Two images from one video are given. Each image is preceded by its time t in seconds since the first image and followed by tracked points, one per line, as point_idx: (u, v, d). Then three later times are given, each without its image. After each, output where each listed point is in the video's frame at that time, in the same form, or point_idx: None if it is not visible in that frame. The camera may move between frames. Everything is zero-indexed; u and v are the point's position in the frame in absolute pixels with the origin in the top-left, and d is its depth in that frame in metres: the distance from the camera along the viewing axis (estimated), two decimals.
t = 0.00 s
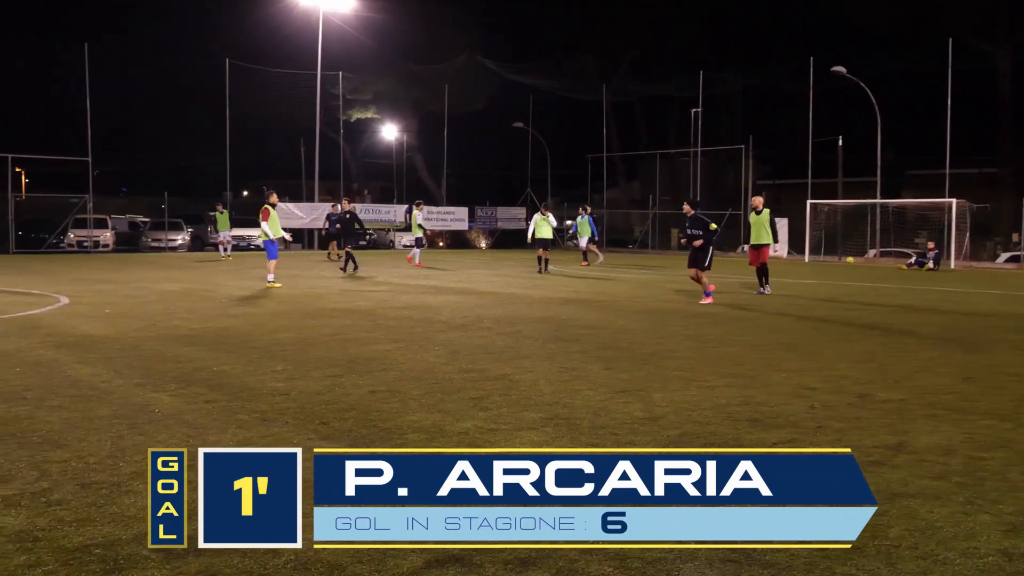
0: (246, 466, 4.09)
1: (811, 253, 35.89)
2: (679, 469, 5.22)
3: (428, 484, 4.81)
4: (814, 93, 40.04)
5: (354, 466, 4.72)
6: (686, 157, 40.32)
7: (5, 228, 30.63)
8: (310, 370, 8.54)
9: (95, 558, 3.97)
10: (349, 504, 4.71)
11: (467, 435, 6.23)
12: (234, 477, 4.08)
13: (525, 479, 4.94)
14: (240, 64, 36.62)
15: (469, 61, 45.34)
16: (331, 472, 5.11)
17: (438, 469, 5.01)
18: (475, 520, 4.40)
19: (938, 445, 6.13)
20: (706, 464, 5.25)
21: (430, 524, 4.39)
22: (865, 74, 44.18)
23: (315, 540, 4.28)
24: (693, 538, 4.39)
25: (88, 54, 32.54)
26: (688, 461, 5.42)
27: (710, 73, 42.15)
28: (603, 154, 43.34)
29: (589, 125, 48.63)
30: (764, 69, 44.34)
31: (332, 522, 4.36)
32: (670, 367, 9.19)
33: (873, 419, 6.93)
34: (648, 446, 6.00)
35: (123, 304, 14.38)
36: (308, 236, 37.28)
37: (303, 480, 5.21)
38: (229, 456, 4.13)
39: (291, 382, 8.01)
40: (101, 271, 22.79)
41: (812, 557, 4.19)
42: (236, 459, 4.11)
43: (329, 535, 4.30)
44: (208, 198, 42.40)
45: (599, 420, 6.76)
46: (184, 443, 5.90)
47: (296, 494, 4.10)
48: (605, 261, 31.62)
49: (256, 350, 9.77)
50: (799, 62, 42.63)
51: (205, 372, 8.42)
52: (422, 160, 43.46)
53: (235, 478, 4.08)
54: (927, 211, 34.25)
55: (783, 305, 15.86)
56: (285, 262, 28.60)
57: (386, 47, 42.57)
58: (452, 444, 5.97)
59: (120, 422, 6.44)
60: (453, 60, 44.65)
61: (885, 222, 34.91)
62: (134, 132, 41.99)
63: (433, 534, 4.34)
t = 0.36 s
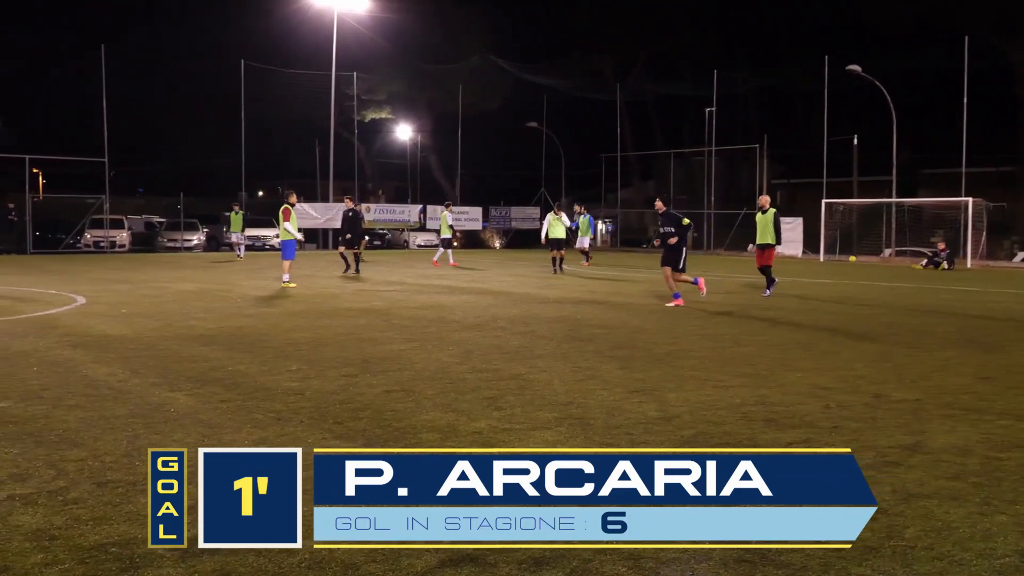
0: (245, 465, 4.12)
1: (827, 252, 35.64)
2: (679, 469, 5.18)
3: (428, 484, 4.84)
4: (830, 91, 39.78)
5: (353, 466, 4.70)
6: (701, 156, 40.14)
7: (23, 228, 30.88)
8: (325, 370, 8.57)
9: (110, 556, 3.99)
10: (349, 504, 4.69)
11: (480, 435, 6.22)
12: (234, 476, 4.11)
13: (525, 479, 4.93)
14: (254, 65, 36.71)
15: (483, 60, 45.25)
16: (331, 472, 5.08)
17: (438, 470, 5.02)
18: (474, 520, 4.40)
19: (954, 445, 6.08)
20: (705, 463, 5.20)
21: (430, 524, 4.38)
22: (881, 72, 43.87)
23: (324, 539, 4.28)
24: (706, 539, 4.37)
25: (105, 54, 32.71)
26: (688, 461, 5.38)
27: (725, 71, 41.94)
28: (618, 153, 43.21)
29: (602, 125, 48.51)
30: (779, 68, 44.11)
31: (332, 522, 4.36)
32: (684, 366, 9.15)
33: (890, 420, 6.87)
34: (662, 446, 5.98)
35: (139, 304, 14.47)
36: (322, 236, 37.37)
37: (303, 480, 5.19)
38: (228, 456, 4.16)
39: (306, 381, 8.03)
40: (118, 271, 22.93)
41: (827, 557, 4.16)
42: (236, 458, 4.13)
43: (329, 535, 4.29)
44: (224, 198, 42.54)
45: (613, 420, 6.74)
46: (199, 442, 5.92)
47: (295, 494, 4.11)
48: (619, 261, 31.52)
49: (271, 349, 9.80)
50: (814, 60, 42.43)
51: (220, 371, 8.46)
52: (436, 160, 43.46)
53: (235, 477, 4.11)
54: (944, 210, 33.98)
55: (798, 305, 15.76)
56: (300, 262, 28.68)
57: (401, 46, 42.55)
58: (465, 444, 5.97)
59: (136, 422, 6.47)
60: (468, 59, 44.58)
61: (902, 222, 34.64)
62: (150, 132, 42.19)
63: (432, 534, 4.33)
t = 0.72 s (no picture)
0: (246, 466, 4.15)
1: (839, 252, 35.45)
2: (684, 470, 5.16)
3: (428, 484, 4.85)
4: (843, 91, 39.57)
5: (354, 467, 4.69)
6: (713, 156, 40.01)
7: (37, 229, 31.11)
8: (336, 370, 8.58)
9: (123, 555, 4.01)
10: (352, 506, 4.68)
11: (491, 435, 6.22)
12: (235, 477, 4.13)
13: (528, 479, 4.93)
14: (266, 65, 36.69)
15: (495, 60, 45.34)
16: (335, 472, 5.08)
17: (439, 470, 5.04)
18: (476, 521, 4.40)
19: (967, 445, 6.04)
20: (707, 464, 5.21)
21: (433, 525, 4.38)
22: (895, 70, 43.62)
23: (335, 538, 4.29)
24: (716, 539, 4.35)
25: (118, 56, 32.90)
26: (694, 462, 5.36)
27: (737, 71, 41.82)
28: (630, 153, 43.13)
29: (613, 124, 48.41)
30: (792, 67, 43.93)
31: (332, 522, 4.37)
32: (696, 366, 9.13)
33: (902, 419, 6.86)
34: (673, 447, 5.96)
35: (152, 304, 14.54)
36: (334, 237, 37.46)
37: (310, 479, 5.20)
38: (230, 456, 4.17)
39: (318, 381, 8.06)
40: (131, 271, 23.08)
41: (838, 557, 4.14)
42: (239, 459, 4.16)
43: (334, 535, 4.30)
44: (237, 198, 42.79)
45: (625, 420, 6.73)
46: (211, 442, 5.95)
47: (296, 494, 4.13)
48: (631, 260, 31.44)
49: (283, 349, 9.84)
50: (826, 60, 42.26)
51: (233, 371, 8.50)
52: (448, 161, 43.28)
53: (235, 478, 4.13)
54: (958, 209, 33.74)
55: (812, 304, 15.68)
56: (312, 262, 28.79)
57: (413, 47, 42.58)
58: (478, 444, 5.97)
59: (148, 421, 6.51)
60: (479, 59, 44.62)
61: (916, 221, 34.44)
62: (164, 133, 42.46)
63: (432, 534, 4.33)
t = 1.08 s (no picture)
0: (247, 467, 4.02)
1: (850, 252, 35.31)
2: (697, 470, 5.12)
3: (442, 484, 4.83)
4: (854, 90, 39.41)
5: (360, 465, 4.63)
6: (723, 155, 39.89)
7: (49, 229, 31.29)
8: (347, 370, 8.60)
9: (134, 555, 4.02)
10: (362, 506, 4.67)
11: (502, 434, 6.22)
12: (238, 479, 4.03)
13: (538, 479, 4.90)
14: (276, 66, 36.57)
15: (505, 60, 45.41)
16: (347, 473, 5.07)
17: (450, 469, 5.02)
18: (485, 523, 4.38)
19: (979, 446, 6.00)
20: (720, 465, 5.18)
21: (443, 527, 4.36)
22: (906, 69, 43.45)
23: (346, 537, 4.27)
24: (728, 538, 4.33)
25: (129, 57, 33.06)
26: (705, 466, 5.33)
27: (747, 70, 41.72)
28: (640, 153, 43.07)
29: (623, 124, 48.29)
30: (802, 66, 43.76)
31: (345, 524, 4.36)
32: (707, 367, 9.11)
33: (913, 419, 6.84)
34: (684, 447, 5.94)
35: (163, 304, 14.60)
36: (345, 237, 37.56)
37: (320, 478, 5.19)
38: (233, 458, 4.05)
39: (328, 381, 8.08)
40: (143, 271, 23.20)
41: (851, 558, 4.10)
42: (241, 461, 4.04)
43: (345, 536, 4.29)
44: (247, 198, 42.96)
45: (635, 420, 6.72)
46: (222, 442, 5.96)
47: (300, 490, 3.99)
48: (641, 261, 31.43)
49: (293, 349, 9.87)
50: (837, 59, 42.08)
51: (245, 371, 8.53)
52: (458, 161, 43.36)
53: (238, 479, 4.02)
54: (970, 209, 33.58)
55: (822, 304, 15.65)
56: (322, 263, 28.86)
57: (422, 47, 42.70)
58: (489, 443, 5.97)
59: (159, 420, 6.53)
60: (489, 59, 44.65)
61: (927, 221, 34.29)
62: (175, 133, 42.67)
63: (445, 536, 4.32)
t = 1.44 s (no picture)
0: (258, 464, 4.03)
1: (863, 252, 35.14)
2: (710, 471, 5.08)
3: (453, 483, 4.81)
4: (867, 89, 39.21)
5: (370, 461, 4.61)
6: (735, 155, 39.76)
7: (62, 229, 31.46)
8: (358, 370, 8.61)
9: (148, 553, 4.04)
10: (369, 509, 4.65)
11: (513, 435, 6.21)
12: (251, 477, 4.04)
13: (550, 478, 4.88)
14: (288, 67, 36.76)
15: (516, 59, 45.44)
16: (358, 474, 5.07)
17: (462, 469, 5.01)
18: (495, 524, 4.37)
19: (994, 447, 5.95)
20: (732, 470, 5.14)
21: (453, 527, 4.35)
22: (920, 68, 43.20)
23: (358, 537, 4.27)
24: (740, 539, 4.31)
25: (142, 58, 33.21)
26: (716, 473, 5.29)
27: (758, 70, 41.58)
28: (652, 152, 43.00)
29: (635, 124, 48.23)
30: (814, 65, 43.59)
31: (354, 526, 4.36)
32: (719, 367, 9.09)
33: (926, 420, 6.80)
34: (696, 447, 5.91)
35: (176, 305, 14.66)
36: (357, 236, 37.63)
37: (332, 478, 5.19)
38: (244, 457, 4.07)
39: (340, 380, 8.10)
40: (156, 271, 23.32)
41: (863, 560, 4.07)
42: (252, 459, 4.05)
43: (359, 536, 4.30)
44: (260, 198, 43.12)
45: (647, 420, 6.71)
46: (233, 441, 5.97)
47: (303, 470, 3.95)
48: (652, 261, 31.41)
49: (306, 349, 9.89)
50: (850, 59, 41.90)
51: (257, 370, 8.55)
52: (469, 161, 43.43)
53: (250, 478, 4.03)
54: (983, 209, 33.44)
55: (834, 304, 15.58)
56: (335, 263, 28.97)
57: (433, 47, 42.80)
58: (500, 443, 5.97)
59: (171, 420, 6.56)
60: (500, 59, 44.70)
61: (940, 221, 34.13)
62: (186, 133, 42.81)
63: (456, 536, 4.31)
